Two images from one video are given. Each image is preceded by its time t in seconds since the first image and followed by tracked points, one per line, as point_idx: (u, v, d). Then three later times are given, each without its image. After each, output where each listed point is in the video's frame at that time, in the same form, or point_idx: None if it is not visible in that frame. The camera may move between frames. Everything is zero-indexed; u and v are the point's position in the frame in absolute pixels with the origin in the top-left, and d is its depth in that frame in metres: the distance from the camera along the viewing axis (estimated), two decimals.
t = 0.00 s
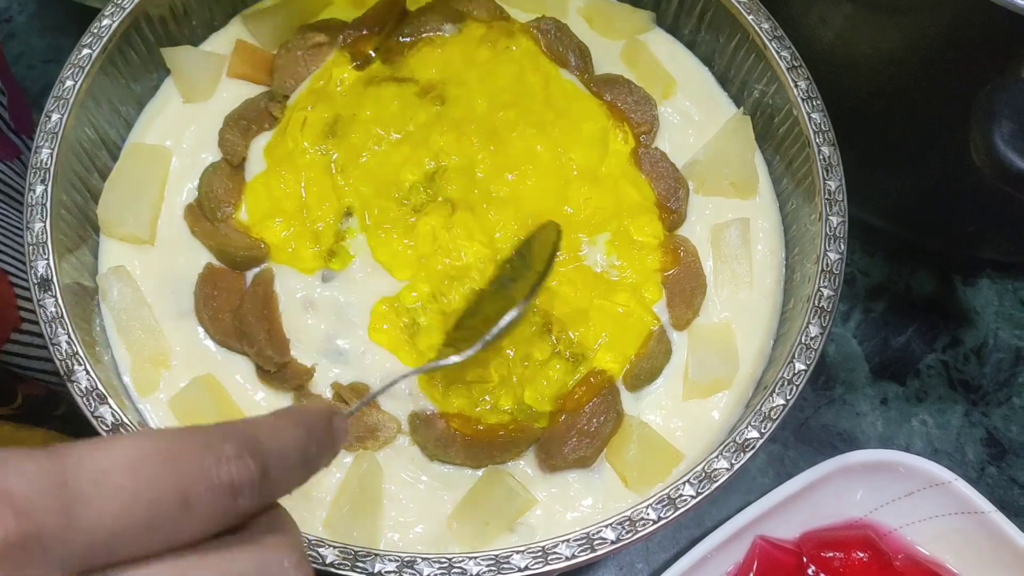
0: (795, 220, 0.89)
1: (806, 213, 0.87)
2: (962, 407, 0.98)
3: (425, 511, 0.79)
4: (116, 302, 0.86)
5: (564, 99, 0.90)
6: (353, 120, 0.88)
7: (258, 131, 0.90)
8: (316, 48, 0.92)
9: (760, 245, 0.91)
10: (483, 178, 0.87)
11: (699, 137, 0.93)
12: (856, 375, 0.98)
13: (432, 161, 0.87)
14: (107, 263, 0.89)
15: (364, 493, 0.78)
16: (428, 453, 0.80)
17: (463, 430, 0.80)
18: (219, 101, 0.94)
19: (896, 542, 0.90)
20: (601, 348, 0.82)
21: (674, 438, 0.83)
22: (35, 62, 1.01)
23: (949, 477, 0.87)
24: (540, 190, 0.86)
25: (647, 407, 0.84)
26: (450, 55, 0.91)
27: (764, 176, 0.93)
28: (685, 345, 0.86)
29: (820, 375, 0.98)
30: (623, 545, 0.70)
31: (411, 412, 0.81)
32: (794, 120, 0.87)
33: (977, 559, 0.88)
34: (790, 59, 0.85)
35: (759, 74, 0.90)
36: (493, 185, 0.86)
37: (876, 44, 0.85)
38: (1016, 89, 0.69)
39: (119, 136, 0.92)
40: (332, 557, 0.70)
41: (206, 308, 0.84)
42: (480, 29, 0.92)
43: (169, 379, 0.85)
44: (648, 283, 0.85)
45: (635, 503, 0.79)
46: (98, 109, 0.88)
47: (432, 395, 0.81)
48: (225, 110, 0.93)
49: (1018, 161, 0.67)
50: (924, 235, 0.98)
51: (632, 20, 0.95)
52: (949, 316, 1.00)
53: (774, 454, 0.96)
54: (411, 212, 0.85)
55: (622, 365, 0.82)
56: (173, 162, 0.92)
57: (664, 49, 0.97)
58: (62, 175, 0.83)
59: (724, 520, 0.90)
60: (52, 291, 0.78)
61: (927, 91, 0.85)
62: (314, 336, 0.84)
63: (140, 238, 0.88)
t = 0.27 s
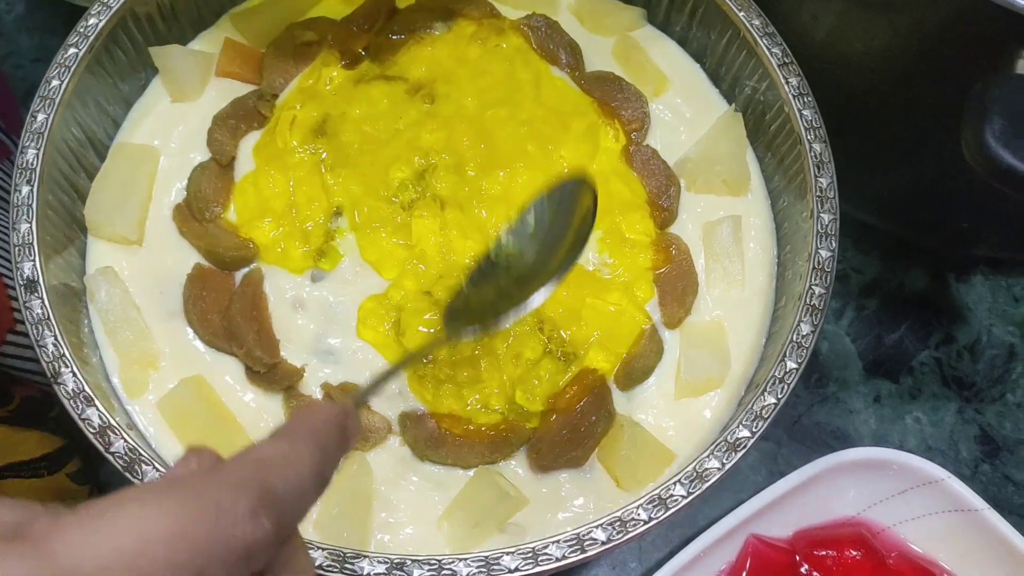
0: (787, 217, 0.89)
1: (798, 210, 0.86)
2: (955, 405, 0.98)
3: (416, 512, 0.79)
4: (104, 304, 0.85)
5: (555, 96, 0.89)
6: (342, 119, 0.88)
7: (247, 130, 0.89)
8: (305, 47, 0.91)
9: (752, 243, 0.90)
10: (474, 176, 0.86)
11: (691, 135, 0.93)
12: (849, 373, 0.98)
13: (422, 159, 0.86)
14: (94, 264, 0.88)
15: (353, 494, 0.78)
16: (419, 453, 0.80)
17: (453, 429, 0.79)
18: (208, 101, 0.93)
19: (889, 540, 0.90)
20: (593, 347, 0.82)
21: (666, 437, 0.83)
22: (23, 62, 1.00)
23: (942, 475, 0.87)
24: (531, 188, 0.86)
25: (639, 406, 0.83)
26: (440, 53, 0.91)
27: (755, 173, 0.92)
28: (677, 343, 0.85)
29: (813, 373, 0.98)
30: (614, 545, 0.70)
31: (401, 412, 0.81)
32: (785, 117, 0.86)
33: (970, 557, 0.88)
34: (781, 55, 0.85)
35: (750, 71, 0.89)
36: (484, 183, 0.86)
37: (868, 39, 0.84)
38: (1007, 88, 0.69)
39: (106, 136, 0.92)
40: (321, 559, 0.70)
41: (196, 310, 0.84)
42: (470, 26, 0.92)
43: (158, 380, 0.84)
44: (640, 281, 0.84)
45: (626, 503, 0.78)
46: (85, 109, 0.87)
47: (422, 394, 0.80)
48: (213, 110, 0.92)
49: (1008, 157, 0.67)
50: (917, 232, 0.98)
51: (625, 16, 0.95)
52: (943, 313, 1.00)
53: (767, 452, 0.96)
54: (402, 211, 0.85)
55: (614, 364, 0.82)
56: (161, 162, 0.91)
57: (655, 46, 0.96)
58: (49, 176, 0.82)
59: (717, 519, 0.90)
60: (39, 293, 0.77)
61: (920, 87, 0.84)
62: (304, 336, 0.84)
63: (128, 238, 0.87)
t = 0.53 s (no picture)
0: (778, 218, 0.89)
1: (789, 211, 0.86)
2: (948, 404, 0.98)
3: (409, 515, 0.79)
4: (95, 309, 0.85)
5: (546, 97, 0.89)
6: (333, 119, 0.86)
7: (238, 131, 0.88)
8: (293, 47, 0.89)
9: (743, 244, 0.90)
10: (465, 178, 0.86)
11: (682, 136, 0.93)
12: (842, 372, 0.98)
13: (414, 161, 0.87)
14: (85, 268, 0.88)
15: (346, 497, 0.78)
16: (411, 456, 0.80)
17: (445, 432, 0.79)
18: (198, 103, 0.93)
19: (882, 539, 0.90)
20: (584, 349, 0.82)
21: (659, 439, 0.83)
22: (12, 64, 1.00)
23: (934, 475, 0.87)
24: (524, 190, 0.86)
25: (631, 407, 0.83)
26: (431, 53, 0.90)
27: (747, 174, 0.92)
28: (669, 345, 0.85)
29: (806, 373, 0.98)
30: (606, 548, 0.70)
31: (394, 416, 0.81)
32: (776, 118, 0.86)
33: (962, 556, 0.89)
34: (772, 56, 0.85)
35: (742, 71, 0.89)
36: (476, 186, 0.86)
37: (858, 40, 0.85)
38: (995, 87, 0.69)
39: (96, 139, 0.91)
40: (313, 564, 0.70)
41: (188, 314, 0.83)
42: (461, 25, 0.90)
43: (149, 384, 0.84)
44: (631, 283, 0.84)
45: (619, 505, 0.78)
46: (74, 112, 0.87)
47: (414, 398, 0.80)
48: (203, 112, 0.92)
49: (997, 158, 0.67)
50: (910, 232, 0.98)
51: (616, 15, 0.95)
52: (935, 312, 1.00)
53: (761, 452, 0.96)
54: (395, 213, 0.85)
55: (606, 366, 0.82)
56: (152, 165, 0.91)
57: (646, 47, 0.96)
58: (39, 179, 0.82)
59: (710, 519, 0.90)
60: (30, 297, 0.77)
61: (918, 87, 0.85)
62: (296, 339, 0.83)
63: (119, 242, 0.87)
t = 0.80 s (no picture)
0: (779, 221, 0.89)
1: (790, 214, 0.86)
2: (949, 406, 0.98)
3: (410, 521, 0.79)
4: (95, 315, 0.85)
5: (546, 101, 0.89)
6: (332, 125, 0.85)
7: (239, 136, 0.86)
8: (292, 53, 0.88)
9: (744, 248, 0.90)
10: (465, 182, 0.86)
11: (682, 139, 0.93)
12: (843, 374, 0.98)
13: (414, 165, 0.86)
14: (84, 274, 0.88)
15: (348, 502, 0.78)
16: (413, 462, 0.79)
17: (446, 438, 0.79)
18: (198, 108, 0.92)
19: (884, 542, 0.90)
20: (586, 354, 0.82)
21: (661, 444, 0.82)
22: (12, 69, 1.00)
23: (936, 477, 0.87)
24: (524, 194, 0.86)
25: (633, 411, 0.83)
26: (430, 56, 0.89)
27: (747, 177, 0.92)
28: (670, 348, 0.85)
29: (807, 375, 0.98)
30: (608, 554, 0.70)
31: (395, 421, 0.81)
32: (777, 121, 0.86)
33: (963, 558, 0.89)
34: (772, 60, 0.85)
35: (742, 74, 0.89)
36: (477, 190, 0.86)
37: (857, 43, 0.87)
38: (995, 89, 0.69)
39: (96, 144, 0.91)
40: (316, 571, 0.70)
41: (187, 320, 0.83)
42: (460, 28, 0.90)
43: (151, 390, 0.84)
44: (633, 287, 0.84)
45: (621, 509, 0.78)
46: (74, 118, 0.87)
47: (415, 403, 0.80)
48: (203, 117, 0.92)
49: (997, 162, 0.67)
50: (909, 233, 0.98)
51: (615, 19, 0.95)
52: (937, 314, 0.99)
53: (763, 455, 0.96)
54: (395, 217, 0.86)
55: (607, 370, 0.82)
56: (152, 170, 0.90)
57: (646, 50, 0.96)
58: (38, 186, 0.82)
59: (713, 522, 0.90)
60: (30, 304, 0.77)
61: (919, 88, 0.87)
62: (296, 345, 0.83)
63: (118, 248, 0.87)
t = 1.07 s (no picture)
0: (779, 219, 0.89)
1: (791, 212, 0.86)
2: (949, 404, 0.98)
3: (412, 521, 0.79)
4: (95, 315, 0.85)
5: (545, 99, 0.89)
6: (333, 126, 0.87)
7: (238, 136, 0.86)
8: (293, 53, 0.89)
9: (744, 247, 0.90)
10: (465, 181, 0.86)
11: (682, 137, 0.93)
12: (843, 373, 0.98)
13: (414, 165, 0.86)
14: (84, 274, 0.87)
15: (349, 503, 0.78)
16: (414, 462, 0.79)
17: (447, 437, 0.79)
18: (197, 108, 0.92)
19: (886, 541, 0.90)
20: (586, 353, 0.81)
21: (662, 443, 0.82)
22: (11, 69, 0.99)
23: (936, 475, 0.87)
24: (524, 193, 0.86)
25: (634, 411, 0.83)
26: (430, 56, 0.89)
27: (747, 176, 0.92)
28: (672, 347, 0.85)
29: (807, 374, 0.98)
30: (610, 553, 0.70)
31: (396, 421, 0.80)
32: (777, 120, 0.86)
33: (964, 556, 0.89)
34: (772, 58, 0.85)
35: (742, 72, 0.89)
36: (477, 189, 0.86)
37: (857, 42, 0.85)
38: (997, 88, 0.69)
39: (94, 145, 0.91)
40: (317, 571, 0.70)
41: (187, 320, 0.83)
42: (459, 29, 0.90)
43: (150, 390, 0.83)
44: (633, 286, 0.84)
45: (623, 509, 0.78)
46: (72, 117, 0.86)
47: (416, 403, 0.80)
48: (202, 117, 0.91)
49: (1000, 161, 0.67)
50: (908, 231, 0.98)
51: (614, 18, 0.94)
52: (936, 312, 1.00)
53: (763, 453, 0.96)
54: (395, 216, 0.85)
55: (608, 369, 0.82)
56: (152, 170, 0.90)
57: (645, 48, 0.96)
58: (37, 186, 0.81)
59: (714, 521, 0.90)
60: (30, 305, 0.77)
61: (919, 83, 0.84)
62: (297, 344, 0.83)
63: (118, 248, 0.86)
